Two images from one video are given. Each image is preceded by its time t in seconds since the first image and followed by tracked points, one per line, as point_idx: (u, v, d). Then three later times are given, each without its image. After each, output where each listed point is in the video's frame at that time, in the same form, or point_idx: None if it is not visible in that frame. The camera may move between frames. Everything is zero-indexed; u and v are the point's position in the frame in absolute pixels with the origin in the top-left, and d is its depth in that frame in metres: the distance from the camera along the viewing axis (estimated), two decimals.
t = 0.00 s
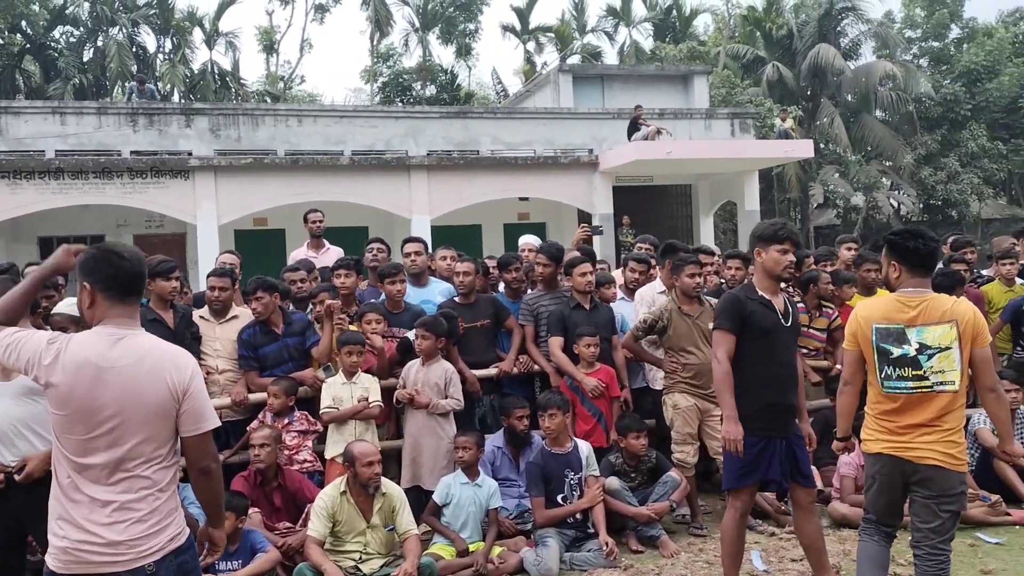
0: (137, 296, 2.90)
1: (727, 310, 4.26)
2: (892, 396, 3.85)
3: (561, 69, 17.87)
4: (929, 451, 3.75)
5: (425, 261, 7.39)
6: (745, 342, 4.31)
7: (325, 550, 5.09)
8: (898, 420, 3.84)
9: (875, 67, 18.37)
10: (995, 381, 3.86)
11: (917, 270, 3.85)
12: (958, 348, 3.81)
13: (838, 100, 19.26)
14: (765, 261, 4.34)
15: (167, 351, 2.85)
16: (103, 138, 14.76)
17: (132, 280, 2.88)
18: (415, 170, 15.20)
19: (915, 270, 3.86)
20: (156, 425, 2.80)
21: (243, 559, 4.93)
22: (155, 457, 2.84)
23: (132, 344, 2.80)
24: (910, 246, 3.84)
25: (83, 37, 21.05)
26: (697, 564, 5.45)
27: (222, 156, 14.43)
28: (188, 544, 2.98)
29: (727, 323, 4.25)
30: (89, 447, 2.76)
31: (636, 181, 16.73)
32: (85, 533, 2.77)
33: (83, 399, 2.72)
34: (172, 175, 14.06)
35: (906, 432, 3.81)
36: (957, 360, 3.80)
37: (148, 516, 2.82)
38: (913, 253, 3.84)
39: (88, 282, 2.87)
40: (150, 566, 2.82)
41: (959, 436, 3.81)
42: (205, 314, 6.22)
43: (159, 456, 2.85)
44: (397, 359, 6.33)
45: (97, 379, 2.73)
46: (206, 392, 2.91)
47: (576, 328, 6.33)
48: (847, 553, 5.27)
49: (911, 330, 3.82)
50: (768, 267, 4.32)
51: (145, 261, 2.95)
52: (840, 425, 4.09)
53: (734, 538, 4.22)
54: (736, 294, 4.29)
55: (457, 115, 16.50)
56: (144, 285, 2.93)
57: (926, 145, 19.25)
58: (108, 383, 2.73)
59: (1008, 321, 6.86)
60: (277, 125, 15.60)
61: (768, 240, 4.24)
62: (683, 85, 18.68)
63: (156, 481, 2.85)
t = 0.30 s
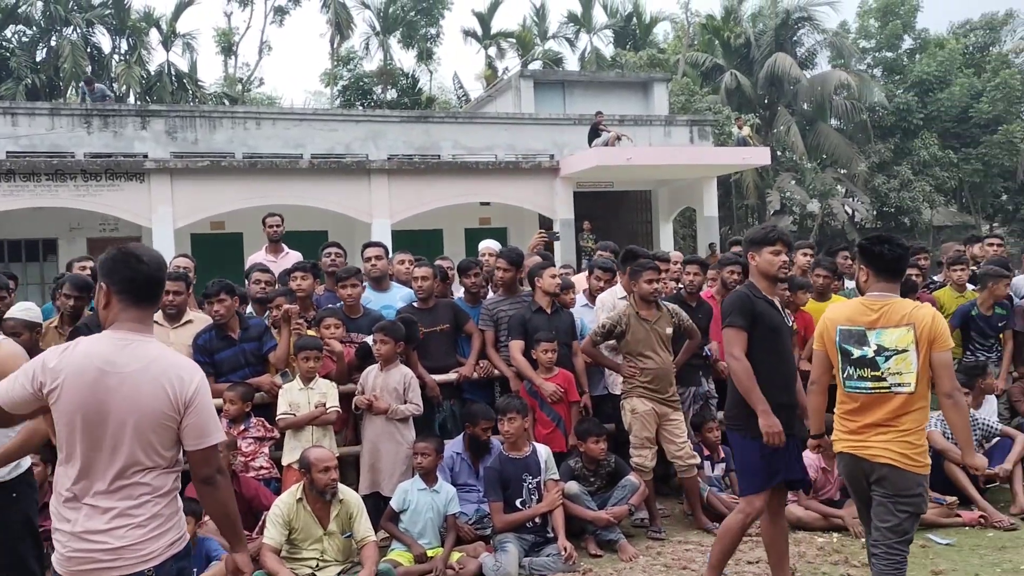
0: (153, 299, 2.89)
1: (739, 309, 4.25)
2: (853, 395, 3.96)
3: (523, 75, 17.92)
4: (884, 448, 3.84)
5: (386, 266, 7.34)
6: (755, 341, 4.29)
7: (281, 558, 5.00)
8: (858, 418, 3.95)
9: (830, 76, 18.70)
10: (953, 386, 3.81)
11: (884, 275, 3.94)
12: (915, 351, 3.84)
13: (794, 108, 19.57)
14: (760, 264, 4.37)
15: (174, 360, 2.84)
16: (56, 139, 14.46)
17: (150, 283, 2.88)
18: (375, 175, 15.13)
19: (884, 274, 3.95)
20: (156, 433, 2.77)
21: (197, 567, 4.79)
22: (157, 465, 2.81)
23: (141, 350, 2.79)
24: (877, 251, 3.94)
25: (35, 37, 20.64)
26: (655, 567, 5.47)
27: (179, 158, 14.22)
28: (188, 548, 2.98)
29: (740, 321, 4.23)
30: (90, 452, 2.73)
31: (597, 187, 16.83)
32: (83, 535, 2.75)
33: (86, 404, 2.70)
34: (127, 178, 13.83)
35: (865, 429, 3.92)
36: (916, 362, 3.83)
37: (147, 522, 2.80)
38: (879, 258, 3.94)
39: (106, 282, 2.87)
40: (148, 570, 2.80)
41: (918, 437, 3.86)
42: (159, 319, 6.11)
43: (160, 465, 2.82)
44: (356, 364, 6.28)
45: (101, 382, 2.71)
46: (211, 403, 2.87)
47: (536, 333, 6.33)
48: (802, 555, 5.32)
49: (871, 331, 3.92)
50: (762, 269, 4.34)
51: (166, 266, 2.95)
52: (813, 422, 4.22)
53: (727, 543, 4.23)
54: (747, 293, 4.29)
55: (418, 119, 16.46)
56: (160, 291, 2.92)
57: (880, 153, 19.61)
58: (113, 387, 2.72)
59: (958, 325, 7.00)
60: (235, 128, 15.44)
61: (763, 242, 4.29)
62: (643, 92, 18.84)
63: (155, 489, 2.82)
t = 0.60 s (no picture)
0: (131, 301, 2.85)
1: (738, 316, 4.22)
2: (820, 402, 4.10)
3: (484, 81, 17.95)
4: (844, 450, 3.97)
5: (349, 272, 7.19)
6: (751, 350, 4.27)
7: (238, 567, 4.90)
8: (825, 422, 4.09)
9: (787, 87, 19.01)
10: (910, 391, 3.77)
11: (840, 285, 4.08)
12: (865, 356, 3.91)
13: (752, 118, 19.86)
14: (738, 272, 4.49)
15: (144, 364, 2.76)
16: (8, 141, 14.12)
17: (125, 285, 2.83)
18: (336, 180, 15.05)
19: (840, 285, 4.09)
20: (117, 441, 2.70)
21: None
22: (122, 473, 2.74)
23: (111, 355, 2.74)
24: (834, 259, 4.04)
25: None
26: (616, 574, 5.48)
27: (134, 162, 13.98)
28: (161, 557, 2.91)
29: (740, 329, 4.20)
30: (60, 459, 2.72)
31: (558, 194, 16.90)
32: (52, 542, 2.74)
33: (52, 409, 2.70)
34: (81, 182, 13.56)
35: (829, 433, 4.06)
36: (865, 365, 3.90)
37: (112, 533, 2.74)
38: (839, 266, 4.04)
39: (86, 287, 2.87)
40: None
41: (880, 439, 3.92)
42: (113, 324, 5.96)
43: (125, 474, 2.75)
44: (314, 371, 6.23)
45: (66, 388, 2.69)
46: (176, 409, 2.74)
47: (497, 338, 6.26)
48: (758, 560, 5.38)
49: (826, 340, 4.05)
50: (739, 276, 4.49)
51: (146, 267, 2.88)
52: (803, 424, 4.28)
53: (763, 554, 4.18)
54: (739, 301, 4.29)
55: (379, 125, 16.40)
56: (138, 292, 2.86)
57: (835, 163, 19.98)
58: (76, 393, 2.69)
59: (909, 332, 7.10)
60: (193, 132, 15.25)
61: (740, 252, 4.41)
62: (604, 100, 18.98)
63: (120, 499, 2.75)
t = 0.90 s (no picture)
0: (106, 307, 2.80)
1: (727, 327, 4.21)
2: (783, 401, 4.22)
3: (444, 86, 17.93)
4: (805, 445, 4.06)
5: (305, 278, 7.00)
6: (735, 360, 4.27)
7: None
8: (789, 420, 4.19)
9: (742, 97, 19.27)
10: (870, 384, 3.88)
11: (799, 289, 4.19)
12: (819, 353, 4.03)
13: (708, 126, 20.10)
14: (725, 280, 4.38)
15: (109, 369, 2.71)
16: None
17: (99, 289, 2.79)
18: (293, 184, 14.91)
19: (800, 289, 4.20)
20: (74, 445, 2.67)
21: None
22: (80, 479, 2.70)
23: (79, 359, 2.72)
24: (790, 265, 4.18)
25: None
26: None
27: (85, 163, 13.70)
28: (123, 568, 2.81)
29: (727, 339, 4.20)
30: (34, 461, 2.75)
31: (517, 200, 16.93)
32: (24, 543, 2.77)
33: (27, 411, 2.73)
34: (30, 183, 13.25)
35: (792, 431, 4.16)
36: (817, 362, 4.02)
37: (68, 537, 2.71)
38: (798, 272, 4.16)
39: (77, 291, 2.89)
40: None
41: (841, 433, 3.98)
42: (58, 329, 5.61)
43: (81, 481, 2.70)
44: (268, 378, 6.09)
45: (37, 392, 2.71)
46: (128, 415, 2.65)
47: (455, 344, 6.20)
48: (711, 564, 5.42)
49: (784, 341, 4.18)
50: (727, 285, 4.39)
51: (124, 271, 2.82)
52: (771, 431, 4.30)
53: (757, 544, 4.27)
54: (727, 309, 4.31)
55: (336, 128, 16.30)
56: (113, 298, 2.81)
57: (789, 172, 20.32)
58: (44, 395, 2.70)
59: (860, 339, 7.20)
60: (146, 133, 14.97)
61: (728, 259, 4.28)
62: (563, 107, 19.09)
63: (75, 504, 2.70)
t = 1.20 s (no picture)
0: (94, 308, 2.83)
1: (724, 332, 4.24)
2: (749, 405, 4.21)
3: (401, 91, 17.88)
4: (778, 447, 4.07)
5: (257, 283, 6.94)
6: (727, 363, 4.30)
7: None
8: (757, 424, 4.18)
9: (697, 106, 19.50)
10: (838, 386, 4.00)
11: (766, 297, 4.26)
12: (788, 358, 4.08)
13: (664, 135, 20.29)
14: (720, 287, 4.40)
15: (101, 366, 2.75)
16: None
17: (87, 291, 2.83)
18: (246, 188, 14.71)
19: (767, 297, 4.28)
20: (68, 440, 2.71)
21: None
22: (75, 474, 2.73)
23: (74, 357, 2.77)
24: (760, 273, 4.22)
25: None
26: None
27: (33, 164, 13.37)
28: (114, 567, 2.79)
29: (725, 342, 4.23)
30: (38, 459, 2.81)
31: (474, 206, 16.92)
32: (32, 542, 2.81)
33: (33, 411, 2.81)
34: None
35: (764, 433, 4.14)
36: (786, 367, 4.07)
37: (65, 531, 2.73)
38: (766, 279, 4.22)
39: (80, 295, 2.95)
40: None
41: (810, 433, 4.06)
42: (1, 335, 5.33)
43: (77, 476, 2.73)
44: (219, 384, 5.97)
45: (40, 392, 2.78)
46: (109, 407, 2.67)
47: (411, 349, 6.13)
48: (663, 569, 5.45)
49: (752, 346, 4.18)
50: (721, 293, 4.41)
51: (111, 271, 2.84)
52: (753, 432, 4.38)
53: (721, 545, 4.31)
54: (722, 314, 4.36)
55: (291, 132, 16.16)
56: (99, 299, 2.83)
57: (742, 181, 20.65)
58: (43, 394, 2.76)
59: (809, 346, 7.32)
60: (96, 135, 14.67)
61: (725, 267, 4.31)
62: (521, 113, 19.16)
63: (70, 499, 2.73)
